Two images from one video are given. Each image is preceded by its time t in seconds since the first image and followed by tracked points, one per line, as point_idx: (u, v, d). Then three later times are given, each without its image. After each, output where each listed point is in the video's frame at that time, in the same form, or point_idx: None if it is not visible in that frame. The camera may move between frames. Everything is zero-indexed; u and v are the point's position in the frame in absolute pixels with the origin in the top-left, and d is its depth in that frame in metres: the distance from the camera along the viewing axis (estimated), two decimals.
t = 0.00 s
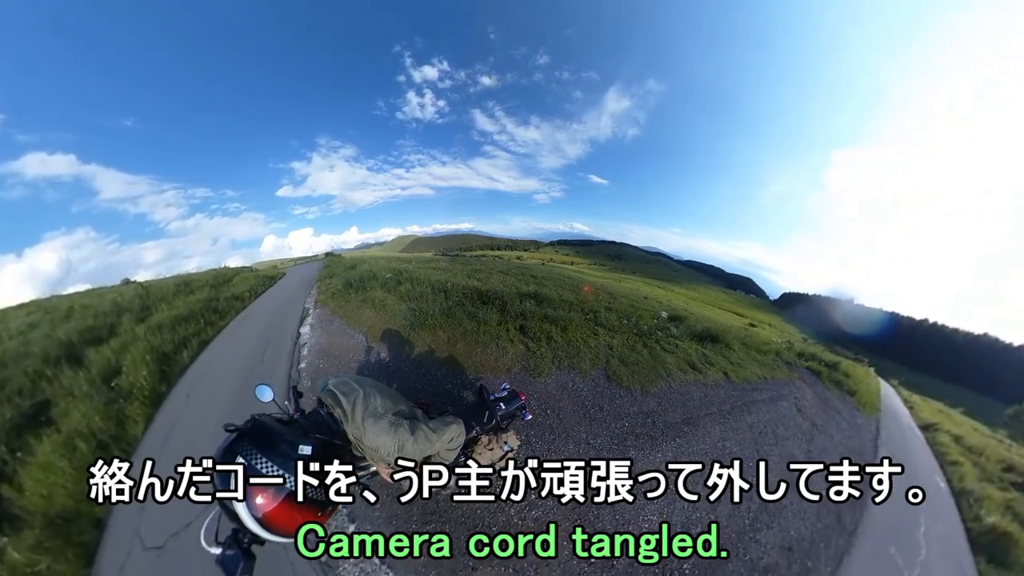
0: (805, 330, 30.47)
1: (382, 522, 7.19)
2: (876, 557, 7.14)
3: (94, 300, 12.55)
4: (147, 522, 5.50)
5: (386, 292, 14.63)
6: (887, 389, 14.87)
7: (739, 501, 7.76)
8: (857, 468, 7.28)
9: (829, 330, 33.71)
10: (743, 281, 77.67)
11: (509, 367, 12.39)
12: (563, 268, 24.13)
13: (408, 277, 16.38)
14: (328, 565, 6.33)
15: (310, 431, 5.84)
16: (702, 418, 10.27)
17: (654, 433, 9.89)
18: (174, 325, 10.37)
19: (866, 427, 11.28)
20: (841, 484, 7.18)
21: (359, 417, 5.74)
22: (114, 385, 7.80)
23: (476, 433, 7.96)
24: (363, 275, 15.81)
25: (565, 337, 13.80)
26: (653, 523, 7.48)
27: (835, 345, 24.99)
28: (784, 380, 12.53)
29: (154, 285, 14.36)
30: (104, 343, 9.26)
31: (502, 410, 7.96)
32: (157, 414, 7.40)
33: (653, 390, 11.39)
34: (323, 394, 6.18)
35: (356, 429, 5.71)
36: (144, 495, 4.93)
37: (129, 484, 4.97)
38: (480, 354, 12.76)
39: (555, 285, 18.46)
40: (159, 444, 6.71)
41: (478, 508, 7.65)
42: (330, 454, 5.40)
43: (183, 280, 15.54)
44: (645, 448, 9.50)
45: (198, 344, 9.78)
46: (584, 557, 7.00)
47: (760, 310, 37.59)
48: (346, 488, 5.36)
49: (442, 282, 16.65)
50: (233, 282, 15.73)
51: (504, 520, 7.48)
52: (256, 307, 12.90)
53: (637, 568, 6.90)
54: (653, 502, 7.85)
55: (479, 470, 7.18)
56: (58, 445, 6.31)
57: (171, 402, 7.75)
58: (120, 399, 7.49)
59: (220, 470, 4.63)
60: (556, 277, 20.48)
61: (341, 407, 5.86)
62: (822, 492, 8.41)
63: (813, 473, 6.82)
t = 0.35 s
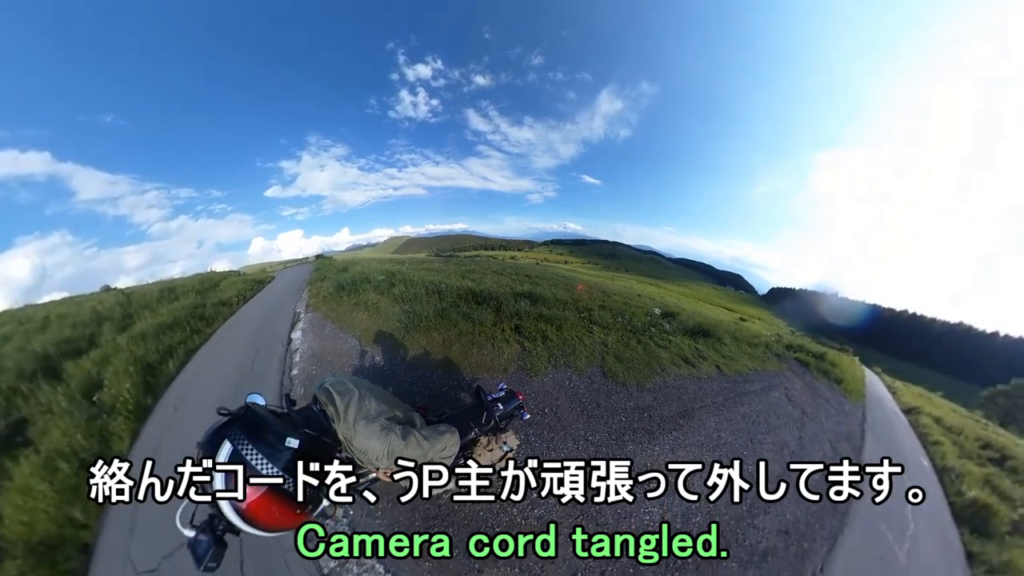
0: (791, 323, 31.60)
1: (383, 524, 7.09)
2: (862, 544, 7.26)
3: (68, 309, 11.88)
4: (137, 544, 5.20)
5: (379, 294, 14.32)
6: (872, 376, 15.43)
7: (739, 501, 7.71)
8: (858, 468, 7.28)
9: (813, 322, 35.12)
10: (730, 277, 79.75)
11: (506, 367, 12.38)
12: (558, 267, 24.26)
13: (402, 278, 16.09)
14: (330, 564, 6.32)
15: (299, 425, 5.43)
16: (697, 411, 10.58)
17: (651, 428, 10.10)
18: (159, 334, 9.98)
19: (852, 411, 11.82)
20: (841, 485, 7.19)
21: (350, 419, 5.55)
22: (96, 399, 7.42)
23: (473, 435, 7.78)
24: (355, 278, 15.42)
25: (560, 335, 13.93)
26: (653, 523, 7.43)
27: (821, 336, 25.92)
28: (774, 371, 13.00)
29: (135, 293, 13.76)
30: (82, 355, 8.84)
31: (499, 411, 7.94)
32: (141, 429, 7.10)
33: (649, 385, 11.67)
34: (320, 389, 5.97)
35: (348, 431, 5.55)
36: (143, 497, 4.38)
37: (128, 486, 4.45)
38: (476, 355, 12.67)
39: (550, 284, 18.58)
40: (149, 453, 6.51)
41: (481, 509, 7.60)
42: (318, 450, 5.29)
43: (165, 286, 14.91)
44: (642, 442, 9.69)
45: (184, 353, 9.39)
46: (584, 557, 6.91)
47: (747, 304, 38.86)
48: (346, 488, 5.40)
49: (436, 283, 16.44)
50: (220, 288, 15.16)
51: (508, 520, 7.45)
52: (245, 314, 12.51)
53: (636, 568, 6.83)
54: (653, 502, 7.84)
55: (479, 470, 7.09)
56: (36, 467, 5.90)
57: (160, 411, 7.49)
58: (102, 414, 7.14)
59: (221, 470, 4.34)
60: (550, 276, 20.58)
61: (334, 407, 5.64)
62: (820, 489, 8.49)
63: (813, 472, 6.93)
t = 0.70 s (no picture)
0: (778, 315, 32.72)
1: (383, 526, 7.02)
2: (854, 534, 7.47)
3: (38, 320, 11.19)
4: None
5: (371, 298, 13.96)
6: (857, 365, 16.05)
7: (740, 502, 7.75)
8: (858, 468, 7.54)
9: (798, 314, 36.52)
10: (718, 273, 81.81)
11: (502, 367, 12.37)
12: (553, 267, 24.30)
13: (394, 280, 15.73)
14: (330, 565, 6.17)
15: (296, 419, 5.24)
16: (692, 403, 10.93)
17: (647, 421, 10.35)
18: (141, 346, 9.58)
19: (839, 398, 12.31)
20: (841, 484, 7.48)
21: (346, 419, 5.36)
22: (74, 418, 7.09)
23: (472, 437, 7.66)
24: (346, 281, 14.99)
25: (555, 334, 14.06)
26: (653, 523, 7.45)
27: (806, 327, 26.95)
28: (762, 362, 13.54)
29: (112, 302, 13.11)
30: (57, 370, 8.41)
31: (498, 412, 7.75)
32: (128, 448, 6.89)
33: (644, 379, 11.98)
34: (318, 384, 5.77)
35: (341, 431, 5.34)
36: (146, 495, 4.45)
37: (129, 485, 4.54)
38: (472, 356, 12.58)
39: (544, 284, 18.68)
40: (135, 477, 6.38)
41: (484, 510, 7.56)
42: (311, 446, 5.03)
43: (145, 294, 14.26)
44: (640, 435, 9.91)
45: (168, 367, 9.08)
46: (584, 557, 6.92)
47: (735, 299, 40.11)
48: (346, 488, 5.36)
49: (429, 285, 16.19)
50: (205, 294, 14.56)
51: (512, 522, 7.40)
52: (230, 323, 12.04)
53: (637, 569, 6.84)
54: (653, 502, 7.88)
55: (479, 470, 7.05)
56: (12, 496, 5.59)
57: (145, 428, 7.28)
58: (81, 433, 6.83)
59: (219, 469, 4.33)
60: (544, 276, 20.66)
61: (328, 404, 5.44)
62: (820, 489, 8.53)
63: (814, 473, 7.28)
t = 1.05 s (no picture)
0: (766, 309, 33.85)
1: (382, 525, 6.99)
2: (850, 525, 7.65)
3: (15, 332, 10.76)
4: None
5: (364, 301, 13.64)
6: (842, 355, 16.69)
7: (740, 502, 7.72)
8: (857, 467, 6.99)
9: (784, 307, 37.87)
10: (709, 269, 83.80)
11: (499, 368, 12.36)
12: (549, 266, 24.38)
13: (387, 282, 15.38)
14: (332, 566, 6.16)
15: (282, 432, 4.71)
16: (686, 396, 11.28)
17: (644, 416, 10.57)
18: (124, 357, 9.30)
19: (826, 387, 12.85)
20: (840, 485, 6.86)
21: (335, 431, 5.07)
22: (55, 438, 6.89)
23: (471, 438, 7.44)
24: (338, 284, 14.59)
25: (551, 333, 14.16)
26: (653, 523, 7.50)
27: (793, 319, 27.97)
28: (753, 354, 14.01)
29: (92, 310, 12.61)
30: (33, 387, 8.10)
31: (496, 413, 7.75)
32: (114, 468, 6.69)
33: (640, 375, 12.26)
34: (314, 393, 5.61)
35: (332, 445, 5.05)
36: (139, 498, 3.81)
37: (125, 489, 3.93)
38: (468, 358, 12.48)
39: (538, 284, 18.80)
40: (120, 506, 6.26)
41: (487, 512, 7.54)
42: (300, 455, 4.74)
43: (127, 301, 13.74)
44: (638, 430, 10.11)
45: (153, 379, 8.74)
46: (584, 557, 7.01)
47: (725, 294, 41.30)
48: (347, 488, 4.85)
49: (423, 286, 15.93)
50: (191, 300, 13.98)
51: (515, 522, 7.43)
52: (218, 330, 11.50)
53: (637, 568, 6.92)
54: (653, 502, 7.92)
55: (479, 470, 6.94)
56: None
57: (132, 446, 7.11)
58: (63, 454, 6.66)
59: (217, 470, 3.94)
60: (539, 276, 20.75)
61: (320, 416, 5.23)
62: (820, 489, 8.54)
63: (813, 472, 6.77)
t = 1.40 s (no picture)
0: (752, 303, 35.08)
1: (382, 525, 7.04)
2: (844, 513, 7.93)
3: None
4: None
5: (356, 304, 13.27)
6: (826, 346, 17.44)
7: (740, 502, 7.81)
8: (856, 467, 6.72)
9: (770, 301, 39.31)
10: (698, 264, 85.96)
11: (494, 368, 12.33)
12: (544, 266, 24.49)
13: (380, 284, 15.01)
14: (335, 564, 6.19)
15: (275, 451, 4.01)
16: (680, 389, 11.66)
17: (640, 411, 10.82)
18: (102, 369, 8.96)
19: (810, 376, 13.52)
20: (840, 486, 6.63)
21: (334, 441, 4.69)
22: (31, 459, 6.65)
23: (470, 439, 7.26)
24: (329, 286, 14.13)
25: (545, 332, 14.27)
26: (653, 523, 7.60)
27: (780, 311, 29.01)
28: (742, 347, 14.62)
29: (66, 318, 12.02)
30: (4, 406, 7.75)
31: (493, 413, 7.72)
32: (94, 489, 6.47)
33: (634, 370, 12.56)
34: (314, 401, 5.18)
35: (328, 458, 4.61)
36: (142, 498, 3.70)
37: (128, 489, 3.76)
38: (463, 359, 12.39)
39: (532, 283, 18.89)
40: (104, 531, 6.03)
41: (489, 513, 7.63)
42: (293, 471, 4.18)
43: (103, 307, 13.12)
44: (634, 424, 10.35)
45: (136, 394, 8.43)
46: (584, 557, 7.12)
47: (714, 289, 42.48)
48: (347, 488, 4.54)
49: (416, 288, 15.65)
50: (174, 306, 13.31)
51: (517, 521, 7.55)
52: (203, 338, 10.98)
53: (637, 568, 7.06)
54: (652, 502, 8.02)
55: (479, 470, 7.01)
56: None
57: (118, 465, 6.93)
58: (39, 477, 6.44)
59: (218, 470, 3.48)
60: (532, 275, 20.84)
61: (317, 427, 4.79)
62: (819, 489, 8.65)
63: (813, 472, 6.52)
